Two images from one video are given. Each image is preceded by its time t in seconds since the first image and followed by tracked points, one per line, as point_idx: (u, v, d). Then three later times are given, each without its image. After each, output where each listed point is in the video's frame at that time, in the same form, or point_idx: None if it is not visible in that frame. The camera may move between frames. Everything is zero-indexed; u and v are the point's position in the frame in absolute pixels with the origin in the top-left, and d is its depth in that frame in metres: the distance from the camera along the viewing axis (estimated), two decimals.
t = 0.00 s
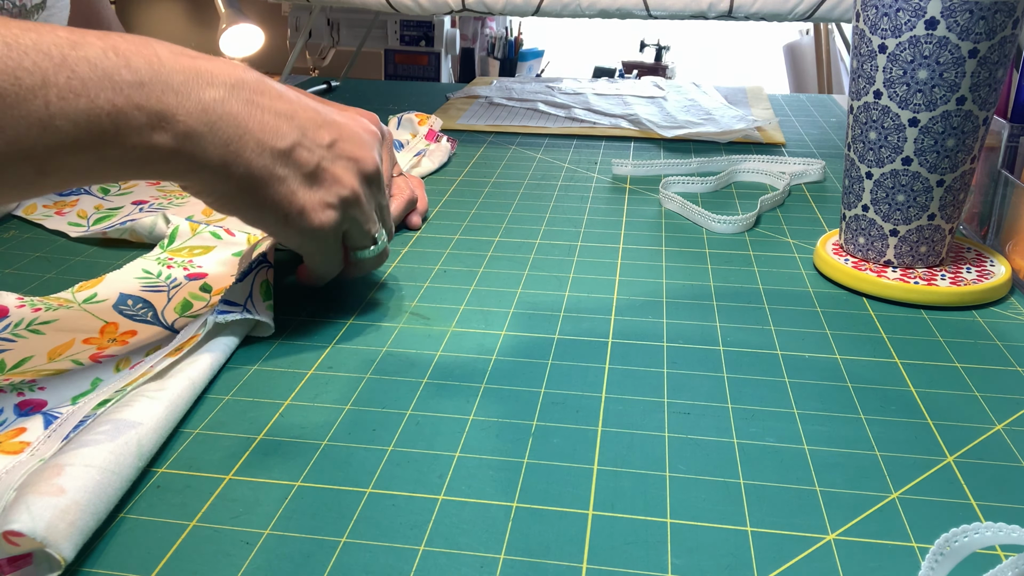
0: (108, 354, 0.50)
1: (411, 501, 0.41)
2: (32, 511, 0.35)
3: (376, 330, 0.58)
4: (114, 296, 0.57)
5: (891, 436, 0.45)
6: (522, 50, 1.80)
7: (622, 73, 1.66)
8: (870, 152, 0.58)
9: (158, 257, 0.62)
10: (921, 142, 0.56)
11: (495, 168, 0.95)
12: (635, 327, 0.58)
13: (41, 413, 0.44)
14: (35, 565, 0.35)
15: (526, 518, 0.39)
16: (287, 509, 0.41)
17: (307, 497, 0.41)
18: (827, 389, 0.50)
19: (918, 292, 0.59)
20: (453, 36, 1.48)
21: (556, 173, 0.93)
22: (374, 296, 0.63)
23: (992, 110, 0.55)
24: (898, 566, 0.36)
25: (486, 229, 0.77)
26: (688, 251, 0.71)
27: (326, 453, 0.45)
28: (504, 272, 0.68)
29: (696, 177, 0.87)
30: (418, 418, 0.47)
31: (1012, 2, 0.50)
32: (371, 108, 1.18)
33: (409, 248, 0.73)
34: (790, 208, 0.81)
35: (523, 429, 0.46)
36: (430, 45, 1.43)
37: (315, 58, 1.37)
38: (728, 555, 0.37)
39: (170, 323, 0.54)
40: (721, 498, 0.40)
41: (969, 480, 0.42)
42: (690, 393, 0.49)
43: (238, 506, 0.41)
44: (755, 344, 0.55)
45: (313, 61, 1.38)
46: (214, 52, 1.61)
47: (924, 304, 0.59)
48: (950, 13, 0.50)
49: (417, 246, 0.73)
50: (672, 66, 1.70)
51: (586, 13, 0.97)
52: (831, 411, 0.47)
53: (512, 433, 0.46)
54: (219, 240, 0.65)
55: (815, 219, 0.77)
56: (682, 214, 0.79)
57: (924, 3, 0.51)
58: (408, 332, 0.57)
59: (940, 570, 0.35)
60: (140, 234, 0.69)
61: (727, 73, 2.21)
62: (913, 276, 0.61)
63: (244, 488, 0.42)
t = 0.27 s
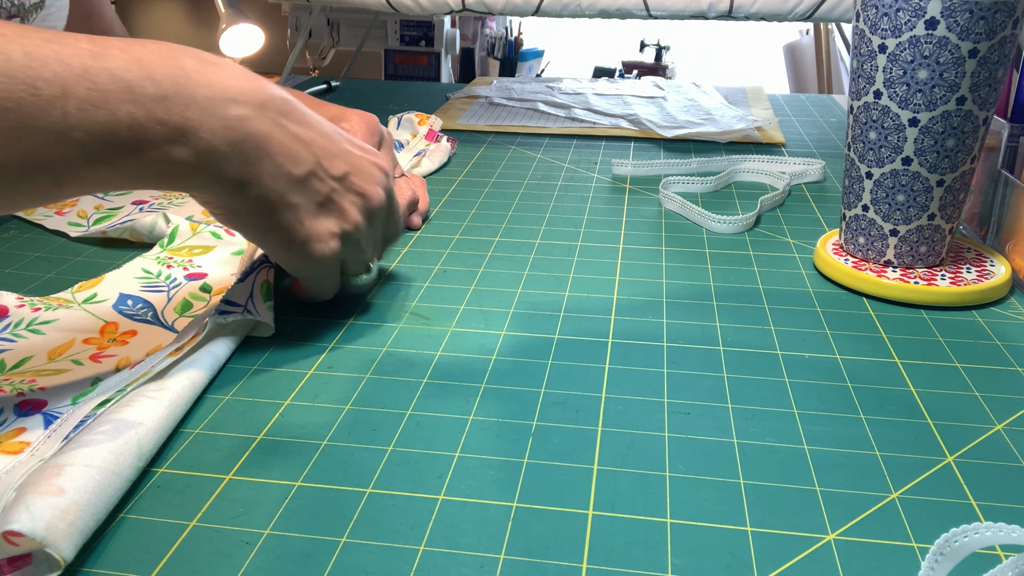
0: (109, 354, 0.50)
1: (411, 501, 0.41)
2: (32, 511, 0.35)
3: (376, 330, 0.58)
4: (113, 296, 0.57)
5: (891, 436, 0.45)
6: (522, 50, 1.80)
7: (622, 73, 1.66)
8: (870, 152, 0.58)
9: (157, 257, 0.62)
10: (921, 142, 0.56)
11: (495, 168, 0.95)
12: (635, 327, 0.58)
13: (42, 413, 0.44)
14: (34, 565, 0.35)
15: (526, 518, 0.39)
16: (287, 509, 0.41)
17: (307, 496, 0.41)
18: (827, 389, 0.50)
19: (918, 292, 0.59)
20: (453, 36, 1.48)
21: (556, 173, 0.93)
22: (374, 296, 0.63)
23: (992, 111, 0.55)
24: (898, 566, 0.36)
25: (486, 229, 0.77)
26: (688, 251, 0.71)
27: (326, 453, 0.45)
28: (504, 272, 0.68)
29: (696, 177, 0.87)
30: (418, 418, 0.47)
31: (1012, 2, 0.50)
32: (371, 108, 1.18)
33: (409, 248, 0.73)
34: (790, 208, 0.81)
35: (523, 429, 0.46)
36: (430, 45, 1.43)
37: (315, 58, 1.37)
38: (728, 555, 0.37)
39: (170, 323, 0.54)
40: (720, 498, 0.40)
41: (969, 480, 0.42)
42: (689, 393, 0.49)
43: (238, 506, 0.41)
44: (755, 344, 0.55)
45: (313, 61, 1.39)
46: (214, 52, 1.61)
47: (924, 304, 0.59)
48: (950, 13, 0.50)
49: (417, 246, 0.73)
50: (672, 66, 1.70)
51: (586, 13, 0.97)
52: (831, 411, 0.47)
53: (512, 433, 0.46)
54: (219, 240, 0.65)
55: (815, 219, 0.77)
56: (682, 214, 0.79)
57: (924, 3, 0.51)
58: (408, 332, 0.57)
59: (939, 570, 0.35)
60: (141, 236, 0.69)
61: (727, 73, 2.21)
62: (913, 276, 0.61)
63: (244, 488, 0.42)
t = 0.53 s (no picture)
0: (79, 359, 0.50)
1: (411, 501, 0.41)
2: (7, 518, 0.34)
3: (376, 330, 0.58)
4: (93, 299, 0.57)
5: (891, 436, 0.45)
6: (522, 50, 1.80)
7: (622, 73, 1.66)
8: (870, 152, 0.58)
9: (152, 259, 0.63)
10: (921, 142, 0.56)
11: (495, 168, 0.95)
12: (635, 327, 0.58)
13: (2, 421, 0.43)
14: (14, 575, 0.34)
15: (526, 518, 0.40)
16: (287, 509, 0.41)
17: (307, 497, 0.41)
18: (827, 389, 0.50)
19: (918, 292, 0.59)
20: (453, 36, 1.48)
21: (556, 173, 0.93)
22: (374, 296, 0.63)
23: (992, 111, 0.55)
24: (898, 566, 0.36)
25: (486, 229, 0.77)
26: (688, 251, 0.71)
27: (326, 453, 0.45)
28: (504, 272, 0.68)
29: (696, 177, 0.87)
30: (418, 418, 0.47)
31: (1012, 2, 0.50)
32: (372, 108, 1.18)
33: (409, 248, 0.73)
34: (790, 208, 0.81)
35: (523, 429, 0.46)
36: (430, 46, 1.43)
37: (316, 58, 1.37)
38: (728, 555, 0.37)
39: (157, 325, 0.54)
40: (721, 498, 0.40)
41: (970, 480, 0.42)
42: (689, 393, 0.49)
43: (238, 506, 0.41)
44: (755, 344, 0.55)
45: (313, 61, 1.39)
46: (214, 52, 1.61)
47: (925, 304, 0.59)
48: (950, 13, 0.50)
49: (417, 246, 0.73)
50: (673, 65, 1.70)
51: (586, 13, 0.97)
52: (831, 411, 0.47)
53: (513, 434, 0.46)
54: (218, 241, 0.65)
55: (815, 219, 0.77)
56: (682, 214, 0.79)
57: (924, 3, 0.51)
58: (408, 332, 0.57)
59: (940, 570, 0.35)
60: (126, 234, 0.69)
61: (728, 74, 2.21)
62: (913, 276, 0.61)
63: (244, 488, 0.42)
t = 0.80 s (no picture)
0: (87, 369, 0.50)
1: (411, 501, 0.41)
2: None
3: (376, 330, 0.58)
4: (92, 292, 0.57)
5: (891, 436, 0.45)
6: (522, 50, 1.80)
7: (622, 72, 1.66)
8: (870, 152, 0.58)
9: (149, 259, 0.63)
10: (921, 142, 0.56)
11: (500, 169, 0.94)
12: (635, 327, 0.58)
13: None
14: None
15: (526, 518, 0.40)
16: (287, 509, 0.41)
17: (307, 497, 0.41)
18: (827, 389, 0.50)
19: (918, 291, 0.59)
20: (453, 36, 1.48)
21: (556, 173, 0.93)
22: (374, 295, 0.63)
23: (992, 110, 0.55)
24: (898, 566, 0.36)
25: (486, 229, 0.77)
26: (688, 251, 0.71)
27: (326, 453, 0.45)
28: (504, 272, 0.68)
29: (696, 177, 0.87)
30: (418, 418, 0.47)
31: (1012, 2, 0.50)
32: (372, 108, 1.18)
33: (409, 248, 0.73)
34: (790, 208, 0.81)
35: (523, 429, 0.46)
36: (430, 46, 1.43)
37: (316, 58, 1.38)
38: (728, 555, 0.37)
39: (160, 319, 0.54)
40: (721, 498, 0.40)
41: (969, 480, 0.42)
42: (689, 393, 0.49)
43: (238, 506, 0.41)
44: (755, 344, 0.55)
45: (313, 61, 1.39)
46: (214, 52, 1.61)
47: (925, 303, 0.59)
48: (950, 13, 0.50)
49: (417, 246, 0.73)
50: (673, 66, 1.70)
51: (586, 13, 0.97)
52: (831, 411, 0.47)
53: (513, 434, 0.46)
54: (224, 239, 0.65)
55: (815, 219, 0.77)
56: (682, 214, 0.79)
57: (924, 3, 0.51)
58: (408, 332, 0.57)
59: (940, 570, 0.35)
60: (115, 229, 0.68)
61: (728, 74, 2.21)
62: (913, 276, 0.61)
63: (244, 488, 0.42)
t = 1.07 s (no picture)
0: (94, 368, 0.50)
1: (411, 501, 0.41)
2: None
3: (376, 330, 0.58)
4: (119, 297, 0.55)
5: (891, 436, 0.45)
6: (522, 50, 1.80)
7: (622, 73, 1.66)
8: (870, 152, 0.58)
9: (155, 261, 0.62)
10: (921, 142, 0.56)
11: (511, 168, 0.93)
12: (635, 327, 0.58)
13: None
14: None
15: (526, 518, 0.39)
16: (287, 509, 0.41)
17: (307, 497, 0.41)
18: (827, 389, 0.50)
19: (918, 291, 0.59)
20: (453, 36, 1.48)
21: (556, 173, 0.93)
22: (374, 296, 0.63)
23: (992, 110, 0.55)
24: (898, 566, 0.36)
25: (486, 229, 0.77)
26: (688, 251, 0.71)
27: (326, 453, 0.45)
28: (504, 272, 0.68)
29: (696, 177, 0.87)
30: (418, 418, 0.47)
31: (1012, 2, 0.50)
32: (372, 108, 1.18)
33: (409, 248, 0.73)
34: (790, 208, 0.81)
35: (523, 429, 0.46)
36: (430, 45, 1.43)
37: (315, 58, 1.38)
38: (728, 555, 0.37)
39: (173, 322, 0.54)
40: (721, 498, 0.40)
41: (969, 480, 0.42)
42: (690, 393, 0.49)
43: (238, 506, 0.41)
44: (755, 344, 0.55)
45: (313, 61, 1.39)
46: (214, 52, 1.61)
47: (925, 304, 0.59)
48: (950, 13, 0.50)
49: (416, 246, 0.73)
50: (672, 66, 1.70)
51: (586, 13, 0.97)
52: (831, 411, 0.47)
53: (513, 433, 0.46)
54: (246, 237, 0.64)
55: (815, 219, 0.77)
56: (682, 214, 0.79)
57: (924, 3, 0.50)
58: (408, 332, 0.57)
59: (940, 570, 0.35)
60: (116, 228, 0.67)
61: (728, 74, 2.21)
62: (913, 276, 0.61)
63: (243, 488, 0.42)
